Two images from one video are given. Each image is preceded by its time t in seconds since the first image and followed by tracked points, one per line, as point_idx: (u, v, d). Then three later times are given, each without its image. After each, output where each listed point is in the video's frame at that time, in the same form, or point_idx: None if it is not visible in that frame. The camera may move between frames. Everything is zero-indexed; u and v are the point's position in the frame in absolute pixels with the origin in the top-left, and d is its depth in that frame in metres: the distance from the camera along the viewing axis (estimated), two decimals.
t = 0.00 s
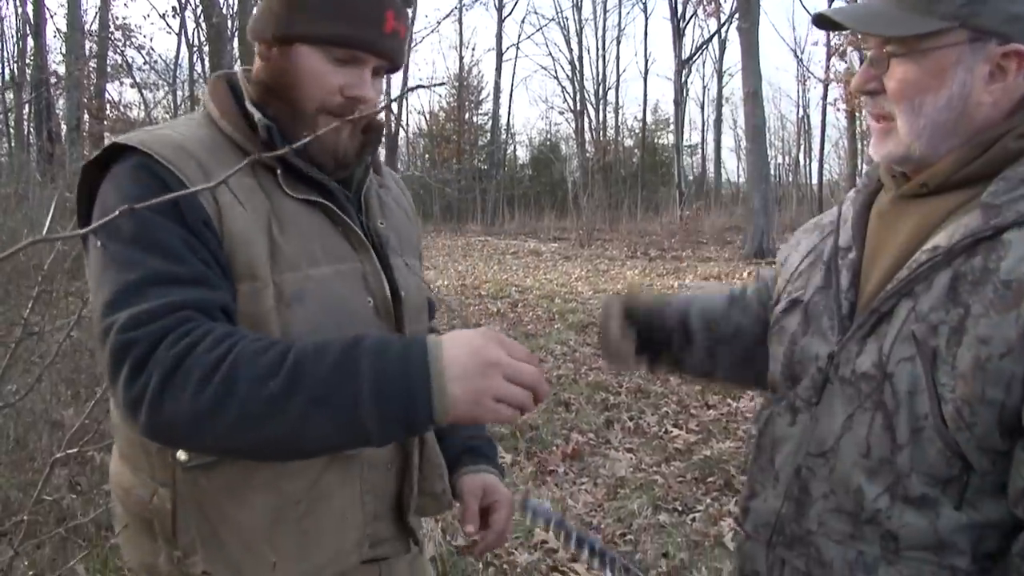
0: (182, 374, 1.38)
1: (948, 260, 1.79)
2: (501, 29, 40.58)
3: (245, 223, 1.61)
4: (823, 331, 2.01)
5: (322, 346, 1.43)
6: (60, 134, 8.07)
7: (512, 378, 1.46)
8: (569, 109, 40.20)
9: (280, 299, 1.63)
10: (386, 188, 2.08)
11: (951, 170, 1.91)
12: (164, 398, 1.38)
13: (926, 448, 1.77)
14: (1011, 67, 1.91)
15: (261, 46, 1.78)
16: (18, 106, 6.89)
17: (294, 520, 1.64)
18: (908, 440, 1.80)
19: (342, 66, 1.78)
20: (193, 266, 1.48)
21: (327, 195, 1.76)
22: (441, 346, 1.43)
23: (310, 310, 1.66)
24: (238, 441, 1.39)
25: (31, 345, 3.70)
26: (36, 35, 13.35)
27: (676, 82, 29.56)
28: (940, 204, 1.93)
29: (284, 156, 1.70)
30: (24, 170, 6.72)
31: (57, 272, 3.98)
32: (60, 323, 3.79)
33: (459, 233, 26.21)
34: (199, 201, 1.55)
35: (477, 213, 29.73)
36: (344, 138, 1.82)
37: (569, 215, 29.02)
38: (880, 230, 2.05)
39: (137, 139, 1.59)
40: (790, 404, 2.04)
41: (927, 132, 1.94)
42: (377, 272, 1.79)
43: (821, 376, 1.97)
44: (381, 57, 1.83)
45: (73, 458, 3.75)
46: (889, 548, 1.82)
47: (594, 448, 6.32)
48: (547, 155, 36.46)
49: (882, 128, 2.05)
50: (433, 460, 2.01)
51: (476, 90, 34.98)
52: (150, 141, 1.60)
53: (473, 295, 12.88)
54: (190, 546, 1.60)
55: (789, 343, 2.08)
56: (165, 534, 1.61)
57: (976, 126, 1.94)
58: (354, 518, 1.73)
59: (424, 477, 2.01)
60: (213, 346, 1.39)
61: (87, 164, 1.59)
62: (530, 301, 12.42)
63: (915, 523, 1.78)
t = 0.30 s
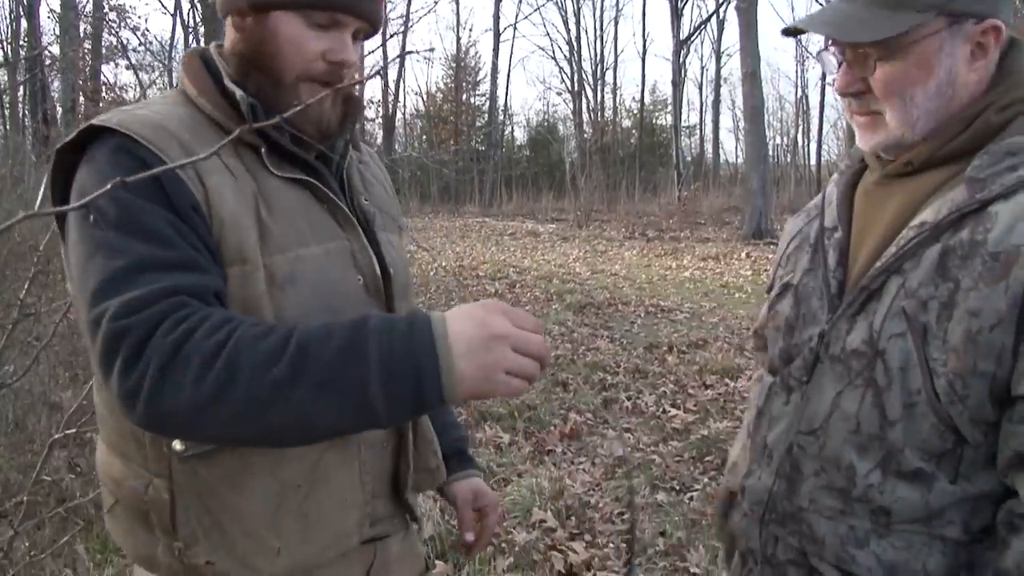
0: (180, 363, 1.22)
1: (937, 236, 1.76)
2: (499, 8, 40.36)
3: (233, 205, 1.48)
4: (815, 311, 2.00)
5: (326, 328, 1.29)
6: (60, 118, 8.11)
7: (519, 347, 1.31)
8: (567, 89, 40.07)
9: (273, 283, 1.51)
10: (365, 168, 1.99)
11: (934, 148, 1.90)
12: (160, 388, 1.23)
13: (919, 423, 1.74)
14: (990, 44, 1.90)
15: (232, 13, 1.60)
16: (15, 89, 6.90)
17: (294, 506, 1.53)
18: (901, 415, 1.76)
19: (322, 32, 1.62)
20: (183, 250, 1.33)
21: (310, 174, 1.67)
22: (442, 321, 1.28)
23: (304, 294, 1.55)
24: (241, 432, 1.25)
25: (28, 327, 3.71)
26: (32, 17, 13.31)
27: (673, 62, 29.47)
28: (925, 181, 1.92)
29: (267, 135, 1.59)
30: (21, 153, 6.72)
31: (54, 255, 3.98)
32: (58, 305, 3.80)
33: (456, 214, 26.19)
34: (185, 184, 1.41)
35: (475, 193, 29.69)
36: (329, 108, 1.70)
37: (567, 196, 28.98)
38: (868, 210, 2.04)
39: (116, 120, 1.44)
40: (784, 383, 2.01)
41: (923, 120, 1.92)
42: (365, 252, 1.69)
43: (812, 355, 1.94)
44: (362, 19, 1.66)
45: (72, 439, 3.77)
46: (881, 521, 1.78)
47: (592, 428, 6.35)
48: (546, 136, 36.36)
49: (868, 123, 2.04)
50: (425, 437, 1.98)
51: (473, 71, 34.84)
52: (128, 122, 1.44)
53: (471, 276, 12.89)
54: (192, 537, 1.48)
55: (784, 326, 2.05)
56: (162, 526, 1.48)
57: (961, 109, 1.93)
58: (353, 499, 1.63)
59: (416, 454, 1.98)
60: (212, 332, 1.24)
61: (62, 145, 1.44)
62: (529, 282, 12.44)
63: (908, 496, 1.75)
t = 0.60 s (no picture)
0: (163, 330, 1.19)
1: (925, 213, 1.68)
2: None
3: (224, 185, 1.47)
4: (808, 291, 1.93)
5: (313, 301, 1.26)
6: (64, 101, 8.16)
7: (510, 316, 1.29)
8: (568, 71, 39.97)
9: (265, 264, 1.51)
10: (358, 146, 1.98)
11: (927, 129, 1.84)
12: (142, 356, 1.20)
13: (906, 400, 1.67)
14: (975, 21, 1.87)
15: None
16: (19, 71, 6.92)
17: (285, 489, 1.53)
18: (888, 391, 1.69)
19: (316, 16, 1.62)
20: (169, 221, 1.31)
21: (303, 155, 1.66)
22: (431, 292, 1.26)
23: (295, 275, 1.55)
24: (224, 403, 1.22)
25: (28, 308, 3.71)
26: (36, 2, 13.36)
27: (671, 43, 29.39)
28: (914, 161, 1.87)
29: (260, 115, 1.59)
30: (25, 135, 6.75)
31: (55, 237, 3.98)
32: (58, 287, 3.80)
33: (456, 195, 26.21)
34: (174, 161, 1.39)
35: (475, 176, 29.70)
36: (319, 90, 1.70)
37: (566, 178, 28.96)
38: (859, 190, 1.99)
39: (104, 98, 1.43)
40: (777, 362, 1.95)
41: (922, 106, 1.84)
42: (357, 233, 1.69)
43: (804, 334, 1.87)
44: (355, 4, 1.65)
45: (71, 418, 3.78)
46: (870, 498, 1.72)
47: (590, 409, 6.36)
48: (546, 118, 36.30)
49: (863, 116, 1.92)
50: (418, 419, 2.13)
51: (473, 53, 34.76)
52: (119, 100, 1.44)
53: (471, 258, 12.91)
54: (182, 519, 1.47)
55: (781, 307, 2.00)
56: (152, 508, 1.47)
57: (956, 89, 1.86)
58: (345, 482, 1.63)
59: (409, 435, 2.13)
60: (200, 303, 1.22)
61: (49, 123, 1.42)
62: (530, 264, 12.47)
63: (897, 474, 1.68)
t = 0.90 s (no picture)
0: (137, 269, 1.16)
1: (927, 188, 1.66)
2: None
3: (216, 162, 1.45)
4: (808, 266, 1.92)
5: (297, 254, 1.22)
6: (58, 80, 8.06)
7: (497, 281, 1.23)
8: (567, 51, 39.73)
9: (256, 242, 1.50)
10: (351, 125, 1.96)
11: (926, 103, 1.82)
12: (113, 297, 1.16)
13: (909, 374, 1.66)
14: None
15: None
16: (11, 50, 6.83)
17: (275, 467, 1.52)
18: (891, 367, 1.69)
19: None
20: (153, 175, 1.30)
21: (297, 132, 1.64)
22: (413, 260, 1.21)
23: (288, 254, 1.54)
24: (196, 352, 1.16)
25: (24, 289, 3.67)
26: None
27: (671, 22, 29.19)
28: (912, 136, 1.85)
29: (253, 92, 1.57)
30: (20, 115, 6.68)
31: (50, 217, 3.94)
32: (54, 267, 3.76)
33: (456, 175, 26.11)
34: (164, 130, 1.38)
35: (475, 156, 29.58)
36: (315, 69, 1.67)
37: (566, 158, 28.85)
38: (856, 165, 1.97)
39: (98, 71, 1.42)
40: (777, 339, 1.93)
41: (923, 79, 1.81)
42: (350, 212, 1.67)
43: (805, 311, 1.86)
44: None
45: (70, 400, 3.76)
46: (874, 474, 1.72)
47: (590, 388, 6.36)
48: (545, 97, 36.13)
49: (863, 88, 1.88)
50: (408, 401, 2.04)
51: (472, 32, 34.49)
52: (112, 73, 1.43)
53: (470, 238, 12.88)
54: (171, 495, 1.47)
55: (779, 284, 1.99)
56: (142, 485, 1.46)
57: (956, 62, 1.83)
58: (334, 461, 1.62)
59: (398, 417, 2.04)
60: (178, 247, 1.19)
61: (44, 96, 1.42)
62: (529, 244, 12.44)
63: (900, 449, 1.68)
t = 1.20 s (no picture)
0: (132, 260, 1.15)
1: (933, 165, 1.64)
2: None
3: (211, 139, 1.43)
4: (812, 244, 1.90)
5: (292, 236, 1.21)
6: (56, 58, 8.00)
7: (494, 281, 1.23)
8: (567, 30, 39.48)
9: (251, 221, 1.47)
10: (347, 102, 1.93)
11: (932, 81, 1.79)
12: (110, 290, 1.15)
13: (913, 352, 1.65)
14: None
15: None
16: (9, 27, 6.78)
17: (269, 446, 1.51)
18: (895, 345, 1.67)
19: None
20: (148, 158, 1.28)
21: (292, 110, 1.61)
22: (415, 237, 1.21)
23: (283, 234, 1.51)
24: (195, 344, 1.16)
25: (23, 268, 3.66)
26: None
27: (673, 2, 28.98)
28: (918, 114, 1.82)
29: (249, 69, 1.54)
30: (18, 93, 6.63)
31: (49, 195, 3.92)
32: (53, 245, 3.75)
33: (456, 156, 26.01)
34: (158, 106, 1.36)
35: (475, 136, 29.46)
36: (312, 47, 1.65)
37: (566, 139, 28.74)
38: (861, 142, 1.94)
39: (92, 47, 1.40)
40: (779, 317, 1.92)
41: (930, 55, 1.78)
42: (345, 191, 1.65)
43: (808, 289, 1.85)
44: None
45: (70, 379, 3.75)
46: (876, 452, 1.71)
47: (590, 369, 6.36)
48: (546, 78, 35.93)
49: (871, 63, 1.86)
50: (402, 380, 1.98)
51: (472, 11, 34.26)
52: (106, 49, 1.40)
53: (471, 218, 12.86)
54: (165, 474, 1.46)
55: (782, 262, 1.97)
56: (135, 463, 1.46)
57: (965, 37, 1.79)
58: (329, 440, 1.61)
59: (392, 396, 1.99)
60: (172, 234, 1.18)
61: (37, 72, 1.40)
62: (529, 224, 12.41)
63: (903, 428, 1.67)
